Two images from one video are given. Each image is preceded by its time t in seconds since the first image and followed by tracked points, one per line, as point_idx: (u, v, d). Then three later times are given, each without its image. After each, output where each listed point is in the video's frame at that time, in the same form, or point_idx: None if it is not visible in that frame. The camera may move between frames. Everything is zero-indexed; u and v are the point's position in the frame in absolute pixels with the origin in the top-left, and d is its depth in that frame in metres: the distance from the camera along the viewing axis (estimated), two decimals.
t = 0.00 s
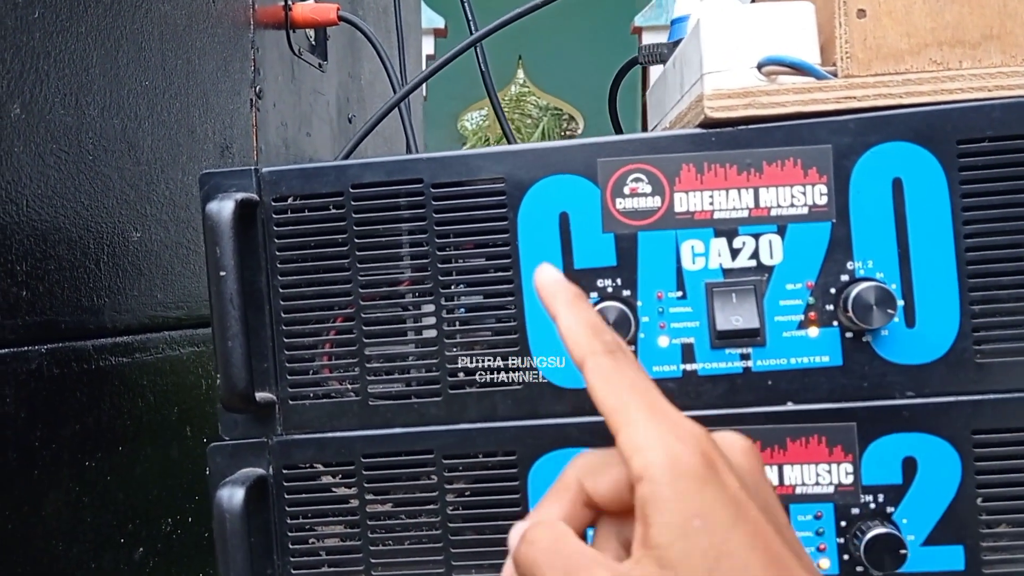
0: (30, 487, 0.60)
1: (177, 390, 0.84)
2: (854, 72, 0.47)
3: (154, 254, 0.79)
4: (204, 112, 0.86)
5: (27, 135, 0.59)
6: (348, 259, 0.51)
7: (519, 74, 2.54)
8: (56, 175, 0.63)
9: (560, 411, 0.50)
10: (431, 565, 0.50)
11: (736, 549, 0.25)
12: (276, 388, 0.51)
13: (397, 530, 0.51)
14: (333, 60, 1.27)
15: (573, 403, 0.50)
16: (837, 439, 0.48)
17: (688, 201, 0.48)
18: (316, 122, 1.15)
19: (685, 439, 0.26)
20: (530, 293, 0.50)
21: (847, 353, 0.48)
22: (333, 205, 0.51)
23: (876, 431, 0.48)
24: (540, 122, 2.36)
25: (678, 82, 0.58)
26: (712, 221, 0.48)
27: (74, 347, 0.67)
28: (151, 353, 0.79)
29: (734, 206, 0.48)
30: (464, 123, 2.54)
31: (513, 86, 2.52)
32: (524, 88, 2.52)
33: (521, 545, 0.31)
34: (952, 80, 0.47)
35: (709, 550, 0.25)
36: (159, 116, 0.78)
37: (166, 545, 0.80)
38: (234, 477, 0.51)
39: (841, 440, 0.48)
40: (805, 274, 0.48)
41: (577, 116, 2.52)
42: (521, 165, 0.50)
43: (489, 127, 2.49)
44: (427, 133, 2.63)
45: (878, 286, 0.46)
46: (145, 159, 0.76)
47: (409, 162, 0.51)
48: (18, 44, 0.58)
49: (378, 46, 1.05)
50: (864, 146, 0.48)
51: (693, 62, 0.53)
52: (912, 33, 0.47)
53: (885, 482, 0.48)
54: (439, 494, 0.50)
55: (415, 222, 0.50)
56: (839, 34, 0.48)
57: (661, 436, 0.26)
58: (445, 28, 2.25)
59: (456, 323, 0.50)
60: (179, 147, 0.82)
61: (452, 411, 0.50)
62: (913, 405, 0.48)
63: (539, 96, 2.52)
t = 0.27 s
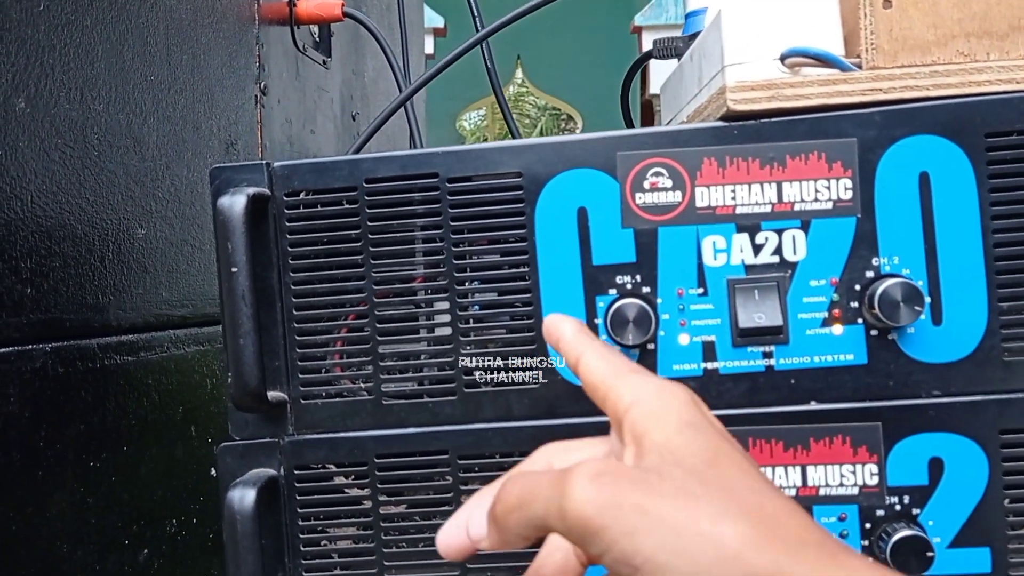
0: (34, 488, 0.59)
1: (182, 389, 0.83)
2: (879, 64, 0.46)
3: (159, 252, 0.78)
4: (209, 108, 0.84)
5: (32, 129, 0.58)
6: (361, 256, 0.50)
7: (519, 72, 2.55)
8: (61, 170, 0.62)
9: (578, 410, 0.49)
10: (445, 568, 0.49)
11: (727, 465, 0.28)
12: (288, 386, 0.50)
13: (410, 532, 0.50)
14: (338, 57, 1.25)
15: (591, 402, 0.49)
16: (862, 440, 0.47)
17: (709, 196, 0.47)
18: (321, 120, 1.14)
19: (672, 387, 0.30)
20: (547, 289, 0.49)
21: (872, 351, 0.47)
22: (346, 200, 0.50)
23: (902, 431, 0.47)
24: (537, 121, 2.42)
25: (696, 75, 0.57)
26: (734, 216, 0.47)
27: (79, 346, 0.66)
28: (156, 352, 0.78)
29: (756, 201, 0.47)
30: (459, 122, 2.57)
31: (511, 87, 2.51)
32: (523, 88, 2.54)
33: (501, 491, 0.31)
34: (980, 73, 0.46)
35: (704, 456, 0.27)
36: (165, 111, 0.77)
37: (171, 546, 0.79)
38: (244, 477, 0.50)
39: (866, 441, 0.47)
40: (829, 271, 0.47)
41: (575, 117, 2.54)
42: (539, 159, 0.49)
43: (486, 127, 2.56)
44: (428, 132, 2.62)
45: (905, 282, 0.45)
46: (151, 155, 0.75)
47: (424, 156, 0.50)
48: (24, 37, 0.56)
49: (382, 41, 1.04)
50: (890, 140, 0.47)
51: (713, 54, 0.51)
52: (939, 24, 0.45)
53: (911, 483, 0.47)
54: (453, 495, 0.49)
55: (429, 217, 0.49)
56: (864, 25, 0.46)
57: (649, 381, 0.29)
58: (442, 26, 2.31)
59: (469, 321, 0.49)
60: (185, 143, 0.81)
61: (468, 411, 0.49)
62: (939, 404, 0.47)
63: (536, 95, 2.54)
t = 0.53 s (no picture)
0: (35, 488, 0.58)
1: (183, 388, 0.82)
2: (891, 58, 0.45)
3: (161, 250, 0.77)
4: (210, 105, 0.84)
5: (33, 125, 0.58)
6: (366, 252, 0.49)
7: (518, 73, 2.52)
8: (62, 166, 0.61)
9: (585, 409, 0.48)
10: (451, 568, 0.49)
11: (665, 418, 0.32)
12: (292, 385, 0.50)
13: (415, 531, 0.49)
14: (339, 54, 1.24)
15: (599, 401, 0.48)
16: (873, 439, 0.46)
17: (719, 191, 0.47)
18: (322, 118, 1.13)
19: (620, 363, 0.35)
20: (554, 287, 0.48)
21: (883, 349, 0.46)
22: (351, 196, 0.49)
23: (913, 430, 0.47)
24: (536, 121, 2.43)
25: (703, 71, 0.56)
26: (744, 212, 0.47)
27: (79, 344, 0.65)
28: (157, 350, 0.78)
29: (766, 197, 0.47)
30: (459, 122, 2.54)
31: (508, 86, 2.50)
32: (523, 87, 2.52)
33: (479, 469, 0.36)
34: (993, 67, 0.45)
35: (643, 414, 0.32)
36: (167, 108, 0.76)
37: (172, 547, 0.78)
38: (248, 476, 0.49)
39: (878, 440, 0.46)
40: (840, 268, 0.46)
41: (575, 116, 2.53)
42: (546, 155, 0.48)
43: (486, 127, 2.55)
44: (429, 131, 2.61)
45: (917, 279, 0.44)
46: (152, 152, 0.75)
47: (430, 152, 0.49)
48: (24, 32, 0.56)
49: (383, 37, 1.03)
50: (902, 135, 0.46)
51: (721, 49, 0.51)
52: (952, 18, 0.45)
53: (922, 482, 0.46)
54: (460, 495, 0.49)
55: (434, 213, 0.49)
56: (875, 19, 0.46)
57: (599, 359, 0.35)
58: (441, 26, 2.30)
59: (475, 319, 0.49)
60: (186, 140, 0.80)
61: (474, 410, 0.49)
62: (951, 402, 0.46)
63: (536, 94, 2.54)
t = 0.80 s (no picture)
0: (47, 491, 0.58)
1: (193, 390, 0.82)
2: (909, 60, 0.45)
3: (171, 252, 0.77)
4: (219, 106, 0.83)
5: (44, 127, 0.57)
6: (381, 255, 0.49)
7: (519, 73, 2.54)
8: (73, 168, 0.61)
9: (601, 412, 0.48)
10: (466, 571, 0.49)
11: (671, 406, 0.31)
12: (307, 388, 0.50)
13: (431, 535, 0.49)
14: (345, 55, 1.24)
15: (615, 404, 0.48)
16: (891, 442, 0.46)
17: (735, 194, 0.47)
18: (328, 119, 1.13)
19: (625, 352, 0.35)
20: (570, 290, 0.48)
21: (901, 352, 0.46)
22: (366, 199, 0.49)
23: (931, 433, 0.46)
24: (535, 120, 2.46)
25: (717, 73, 0.56)
26: (761, 215, 0.47)
27: (90, 347, 0.65)
28: (167, 352, 0.78)
29: (783, 199, 0.46)
30: (459, 123, 2.56)
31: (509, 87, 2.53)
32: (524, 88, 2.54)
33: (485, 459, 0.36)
34: (1011, 69, 0.45)
35: (649, 403, 0.31)
36: (176, 110, 0.76)
37: (182, 549, 0.78)
38: (263, 479, 0.49)
39: (895, 443, 0.46)
40: (857, 271, 0.46)
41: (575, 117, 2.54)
42: (561, 157, 0.48)
43: (486, 127, 2.55)
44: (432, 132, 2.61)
45: (935, 282, 0.44)
46: (161, 154, 0.74)
47: (444, 154, 0.49)
48: (35, 34, 0.56)
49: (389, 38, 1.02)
50: (920, 137, 0.46)
51: (736, 51, 0.51)
52: (970, 20, 0.45)
53: (940, 486, 0.46)
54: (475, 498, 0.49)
55: (449, 216, 0.49)
56: (892, 21, 0.45)
57: (605, 349, 0.35)
58: (444, 26, 2.32)
59: (490, 322, 0.48)
60: (195, 142, 0.80)
61: (489, 413, 0.49)
62: (969, 406, 0.46)
63: (537, 95, 2.55)
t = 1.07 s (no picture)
0: (45, 492, 0.58)
1: (193, 390, 0.82)
2: (914, 58, 0.45)
3: (170, 252, 0.77)
4: (218, 105, 0.83)
5: (42, 126, 0.57)
6: (382, 254, 0.49)
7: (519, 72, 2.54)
8: (72, 168, 0.61)
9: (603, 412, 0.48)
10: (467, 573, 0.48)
11: (657, 423, 0.28)
12: (307, 389, 0.49)
13: (431, 536, 0.49)
14: (345, 55, 1.24)
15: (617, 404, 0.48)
16: (896, 443, 0.46)
17: (739, 193, 0.46)
18: (328, 118, 1.13)
19: (612, 344, 0.30)
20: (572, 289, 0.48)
21: (906, 352, 0.46)
22: (367, 197, 0.49)
23: (936, 434, 0.46)
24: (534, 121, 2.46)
25: (720, 71, 0.56)
26: (764, 214, 0.46)
27: (90, 346, 0.64)
28: (166, 352, 0.77)
29: (787, 198, 0.46)
30: (459, 123, 2.56)
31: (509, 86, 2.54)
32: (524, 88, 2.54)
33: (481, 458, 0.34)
34: (1017, 67, 0.45)
35: (632, 422, 0.28)
36: (176, 109, 0.76)
37: (181, 550, 0.78)
38: (263, 480, 0.49)
39: (900, 444, 0.46)
40: (862, 270, 0.46)
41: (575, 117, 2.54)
42: (564, 156, 0.48)
43: (487, 127, 2.56)
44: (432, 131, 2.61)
45: (940, 281, 0.44)
46: (161, 153, 0.74)
47: (446, 153, 0.48)
48: (34, 32, 0.55)
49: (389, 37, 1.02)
50: (925, 135, 0.45)
51: (740, 49, 0.51)
52: (975, 17, 0.44)
53: (945, 487, 0.45)
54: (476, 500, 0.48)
55: (450, 215, 0.48)
56: (897, 18, 0.45)
57: (589, 339, 0.30)
58: (445, 25, 2.32)
59: (491, 322, 0.48)
60: (195, 141, 0.80)
61: (490, 413, 0.48)
62: (974, 406, 0.46)
63: (537, 95, 2.55)
